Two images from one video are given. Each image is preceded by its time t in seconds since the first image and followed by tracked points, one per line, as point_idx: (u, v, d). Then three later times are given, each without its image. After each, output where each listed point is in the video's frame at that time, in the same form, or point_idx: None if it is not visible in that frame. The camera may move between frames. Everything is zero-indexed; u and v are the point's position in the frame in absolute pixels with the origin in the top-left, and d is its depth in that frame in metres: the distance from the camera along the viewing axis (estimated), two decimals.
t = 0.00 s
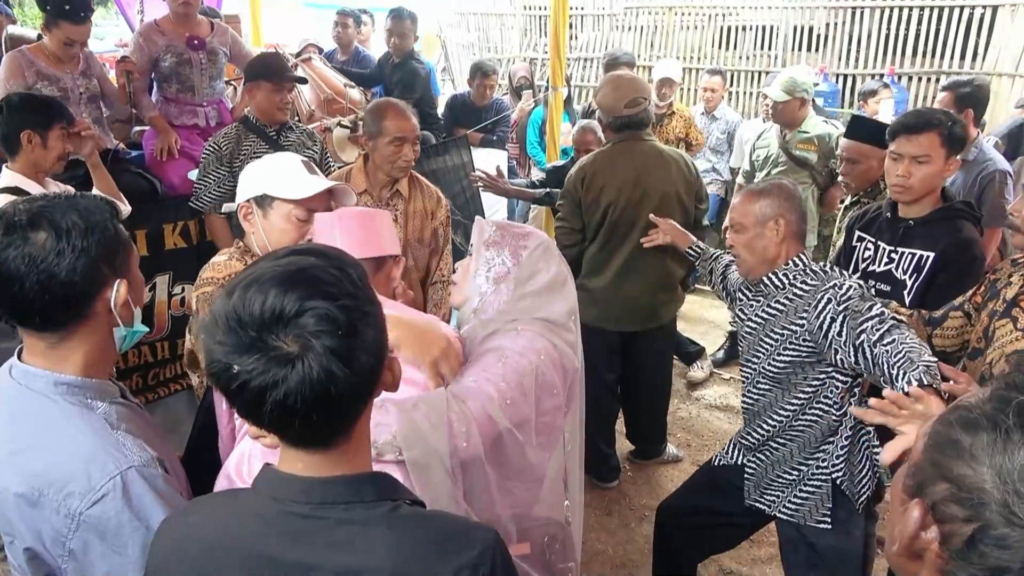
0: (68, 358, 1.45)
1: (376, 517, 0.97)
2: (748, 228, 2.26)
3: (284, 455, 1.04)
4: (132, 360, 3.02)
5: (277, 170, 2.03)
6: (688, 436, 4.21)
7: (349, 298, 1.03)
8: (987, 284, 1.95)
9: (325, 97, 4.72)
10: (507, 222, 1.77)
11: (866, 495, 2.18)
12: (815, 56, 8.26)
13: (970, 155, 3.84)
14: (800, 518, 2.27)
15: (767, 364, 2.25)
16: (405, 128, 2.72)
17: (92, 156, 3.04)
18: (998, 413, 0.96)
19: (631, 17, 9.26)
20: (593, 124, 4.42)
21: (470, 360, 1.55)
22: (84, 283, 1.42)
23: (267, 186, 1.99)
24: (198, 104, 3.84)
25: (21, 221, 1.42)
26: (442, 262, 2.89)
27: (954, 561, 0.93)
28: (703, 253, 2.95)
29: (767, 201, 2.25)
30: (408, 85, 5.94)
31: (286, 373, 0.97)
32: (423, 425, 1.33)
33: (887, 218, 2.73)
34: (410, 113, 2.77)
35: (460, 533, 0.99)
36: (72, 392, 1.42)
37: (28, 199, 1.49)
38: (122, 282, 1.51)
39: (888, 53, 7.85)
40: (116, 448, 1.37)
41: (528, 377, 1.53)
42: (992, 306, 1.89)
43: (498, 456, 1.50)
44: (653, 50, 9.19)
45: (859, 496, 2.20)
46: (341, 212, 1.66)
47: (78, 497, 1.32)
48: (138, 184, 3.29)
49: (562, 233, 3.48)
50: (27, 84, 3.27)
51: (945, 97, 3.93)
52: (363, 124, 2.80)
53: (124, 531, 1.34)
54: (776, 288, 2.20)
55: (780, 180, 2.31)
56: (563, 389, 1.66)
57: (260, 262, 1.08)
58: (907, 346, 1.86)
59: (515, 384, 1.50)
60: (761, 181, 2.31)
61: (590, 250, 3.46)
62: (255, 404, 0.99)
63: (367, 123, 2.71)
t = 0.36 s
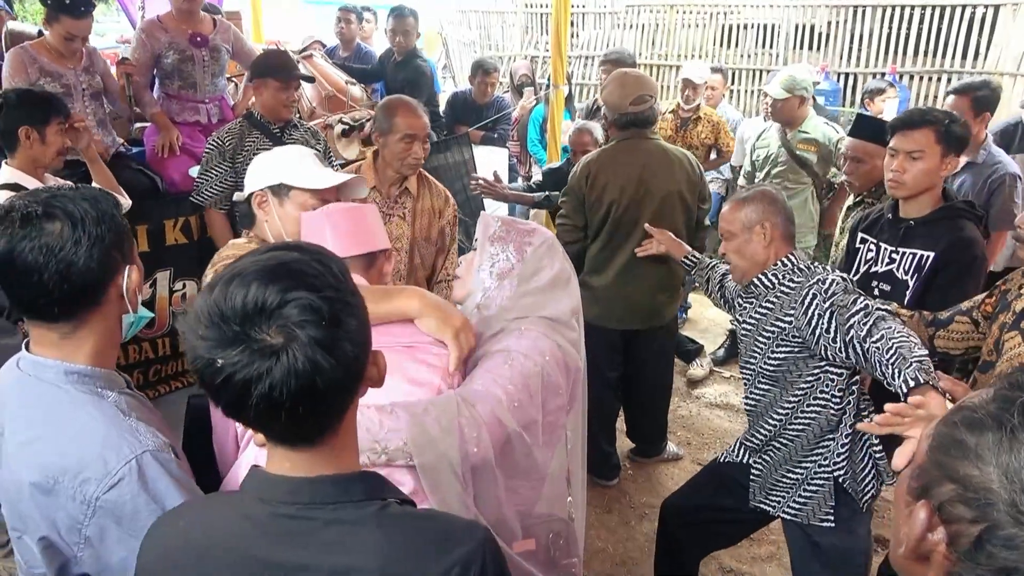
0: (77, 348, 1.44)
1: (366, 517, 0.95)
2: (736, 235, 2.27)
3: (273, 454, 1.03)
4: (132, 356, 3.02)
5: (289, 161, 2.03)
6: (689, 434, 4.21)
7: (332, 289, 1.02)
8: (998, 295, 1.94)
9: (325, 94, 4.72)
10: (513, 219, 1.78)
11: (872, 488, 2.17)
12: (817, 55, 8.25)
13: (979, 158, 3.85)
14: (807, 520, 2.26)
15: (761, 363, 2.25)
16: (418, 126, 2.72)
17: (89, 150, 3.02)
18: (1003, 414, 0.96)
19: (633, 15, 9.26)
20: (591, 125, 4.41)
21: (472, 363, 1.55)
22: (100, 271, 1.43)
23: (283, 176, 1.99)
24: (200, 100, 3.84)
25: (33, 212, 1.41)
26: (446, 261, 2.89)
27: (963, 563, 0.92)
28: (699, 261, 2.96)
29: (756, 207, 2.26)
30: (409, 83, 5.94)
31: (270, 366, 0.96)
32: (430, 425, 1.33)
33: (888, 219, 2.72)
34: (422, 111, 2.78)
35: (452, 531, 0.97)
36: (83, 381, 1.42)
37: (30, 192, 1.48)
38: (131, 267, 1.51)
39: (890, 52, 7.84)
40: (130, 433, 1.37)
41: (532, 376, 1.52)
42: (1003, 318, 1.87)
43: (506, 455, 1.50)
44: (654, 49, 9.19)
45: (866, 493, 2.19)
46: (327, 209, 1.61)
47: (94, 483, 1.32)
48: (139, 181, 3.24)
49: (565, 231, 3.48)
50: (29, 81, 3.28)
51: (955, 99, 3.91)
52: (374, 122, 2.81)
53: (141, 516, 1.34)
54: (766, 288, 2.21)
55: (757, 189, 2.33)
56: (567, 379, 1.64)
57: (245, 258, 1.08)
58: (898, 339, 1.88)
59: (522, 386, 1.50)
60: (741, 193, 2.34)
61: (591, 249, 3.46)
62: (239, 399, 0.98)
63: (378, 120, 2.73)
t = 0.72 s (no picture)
0: (82, 347, 1.45)
1: (357, 520, 0.94)
2: (728, 226, 2.29)
3: (263, 456, 1.01)
4: (132, 352, 3.03)
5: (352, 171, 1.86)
6: (689, 432, 4.21)
7: (325, 287, 1.00)
8: (1002, 291, 1.94)
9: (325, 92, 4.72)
10: (516, 218, 1.79)
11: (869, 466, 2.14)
12: (818, 54, 8.24)
13: (994, 162, 3.87)
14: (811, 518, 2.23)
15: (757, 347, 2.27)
16: (423, 123, 2.74)
17: (88, 147, 3.02)
18: (998, 407, 0.96)
19: (634, 13, 9.28)
20: (589, 125, 4.42)
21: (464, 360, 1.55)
22: (103, 272, 1.43)
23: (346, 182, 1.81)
24: (201, 98, 3.84)
25: (35, 215, 1.41)
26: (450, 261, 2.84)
27: (963, 559, 0.92)
28: (697, 248, 2.97)
29: (746, 197, 2.27)
30: (410, 80, 5.96)
31: (259, 363, 0.95)
32: (424, 429, 1.33)
33: (887, 217, 2.73)
34: (427, 109, 2.79)
35: (446, 529, 0.97)
36: (86, 381, 1.43)
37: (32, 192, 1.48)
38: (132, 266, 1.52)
39: (891, 51, 7.83)
40: (134, 435, 1.37)
41: (524, 367, 1.54)
42: (1008, 312, 1.87)
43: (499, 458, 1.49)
44: (655, 47, 9.19)
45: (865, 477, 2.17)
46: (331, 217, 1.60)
47: (97, 484, 1.32)
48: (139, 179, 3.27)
49: (567, 231, 3.48)
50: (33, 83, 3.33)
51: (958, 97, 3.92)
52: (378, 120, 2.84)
53: (144, 518, 1.33)
54: (758, 276, 2.21)
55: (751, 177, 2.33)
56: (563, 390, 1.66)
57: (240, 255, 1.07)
58: (894, 337, 1.86)
59: (513, 374, 1.51)
60: (737, 181, 2.34)
61: (593, 249, 3.46)
62: (226, 395, 0.97)
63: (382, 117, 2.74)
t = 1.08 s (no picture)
0: (75, 342, 1.46)
1: (356, 529, 0.93)
2: (713, 244, 2.29)
3: (260, 464, 1.00)
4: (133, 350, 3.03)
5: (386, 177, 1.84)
6: (689, 429, 4.22)
7: (321, 292, 0.99)
8: (1006, 291, 1.94)
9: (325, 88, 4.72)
10: (514, 218, 1.77)
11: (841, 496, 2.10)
12: (818, 51, 8.24)
13: (1001, 160, 3.86)
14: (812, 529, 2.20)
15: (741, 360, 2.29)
16: (428, 122, 2.74)
17: (87, 143, 3.02)
18: (949, 387, 0.99)
19: (635, 10, 9.27)
20: (590, 124, 4.43)
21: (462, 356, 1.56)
22: (82, 265, 1.41)
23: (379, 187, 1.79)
24: (201, 95, 3.84)
25: (23, 206, 1.44)
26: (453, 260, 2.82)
27: (930, 531, 0.93)
28: (694, 253, 2.98)
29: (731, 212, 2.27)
30: (410, 77, 5.97)
31: (255, 368, 0.94)
32: (411, 419, 1.35)
33: (882, 215, 2.73)
34: (435, 109, 2.79)
35: (446, 537, 0.96)
36: (83, 380, 1.44)
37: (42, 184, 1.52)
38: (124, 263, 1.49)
39: (892, 48, 7.83)
40: (128, 435, 1.37)
41: (524, 366, 1.53)
42: (1012, 312, 1.87)
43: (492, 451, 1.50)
44: (656, 44, 9.19)
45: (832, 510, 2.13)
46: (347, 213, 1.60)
47: (89, 484, 1.32)
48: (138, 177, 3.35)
49: (565, 229, 3.49)
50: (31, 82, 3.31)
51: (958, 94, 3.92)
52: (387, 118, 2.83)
53: (134, 519, 1.33)
54: (741, 294, 2.21)
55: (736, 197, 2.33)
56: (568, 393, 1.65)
57: (237, 257, 1.06)
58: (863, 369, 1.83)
59: (511, 376, 1.50)
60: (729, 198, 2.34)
61: (592, 246, 3.47)
62: (221, 401, 0.97)
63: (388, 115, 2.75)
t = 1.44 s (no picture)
0: (82, 331, 1.46)
1: (356, 534, 0.92)
2: (712, 237, 2.31)
3: (261, 467, 0.99)
4: (137, 345, 3.03)
5: (411, 165, 1.79)
6: (690, 427, 4.21)
7: (321, 292, 0.98)
8: (1015, 287, 1.93)
9: (328, 84, 4.71)
10: (522, 214, 1.83)
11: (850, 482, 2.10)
12: (823, 49, 8.22)
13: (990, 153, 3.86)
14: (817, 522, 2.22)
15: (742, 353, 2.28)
16: (440, 123, 2.74)
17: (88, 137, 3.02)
18: (949, 385, 1.00)
19: (639, 7, 9.26)
20: (593, 123, 4.42)
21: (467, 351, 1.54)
22: (81, 254, 1.41)
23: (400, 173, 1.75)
24: (204, 90, 3.83)
25: (25, 198, 1.45)
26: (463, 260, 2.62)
27: (921, 525, 0.93)
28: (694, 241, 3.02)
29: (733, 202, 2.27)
30: (414, 73, 5.95)
31: (252, 371, 0.93)
32: (406, 413, 1.34)
33: (884, 213, 2.72)
34: (445, 108, 2.78)
35: (449, 542, 0.96)
36: (88, 367, 1.44)
37: (48, 176, 1.53)
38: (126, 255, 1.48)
39: (896, 47, 7.81)
40: (130, 422, 1.37)
41: (527, 364, 1.51)
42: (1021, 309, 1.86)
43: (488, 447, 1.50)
44: (660, 41, 9.18)
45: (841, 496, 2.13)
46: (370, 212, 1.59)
47: (90, 468, 1.32)
48: (141, 174, 3.36)
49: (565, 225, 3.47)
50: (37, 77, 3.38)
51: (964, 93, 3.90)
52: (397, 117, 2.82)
53: (135, 504, 1.33)
54: (745, 285, 2.20)
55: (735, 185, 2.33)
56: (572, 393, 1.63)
57: (235, 257, 1.04)
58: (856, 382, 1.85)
59: (512, 374, 1.48)
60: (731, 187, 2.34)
61: (592, 242, 3.46)
62: (218, 404, 0.96)
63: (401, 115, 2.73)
